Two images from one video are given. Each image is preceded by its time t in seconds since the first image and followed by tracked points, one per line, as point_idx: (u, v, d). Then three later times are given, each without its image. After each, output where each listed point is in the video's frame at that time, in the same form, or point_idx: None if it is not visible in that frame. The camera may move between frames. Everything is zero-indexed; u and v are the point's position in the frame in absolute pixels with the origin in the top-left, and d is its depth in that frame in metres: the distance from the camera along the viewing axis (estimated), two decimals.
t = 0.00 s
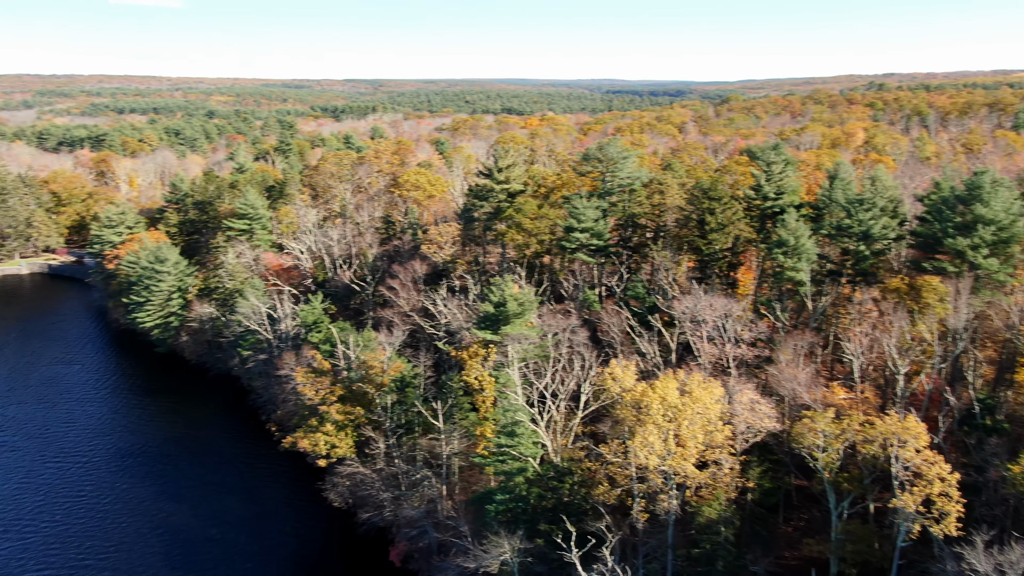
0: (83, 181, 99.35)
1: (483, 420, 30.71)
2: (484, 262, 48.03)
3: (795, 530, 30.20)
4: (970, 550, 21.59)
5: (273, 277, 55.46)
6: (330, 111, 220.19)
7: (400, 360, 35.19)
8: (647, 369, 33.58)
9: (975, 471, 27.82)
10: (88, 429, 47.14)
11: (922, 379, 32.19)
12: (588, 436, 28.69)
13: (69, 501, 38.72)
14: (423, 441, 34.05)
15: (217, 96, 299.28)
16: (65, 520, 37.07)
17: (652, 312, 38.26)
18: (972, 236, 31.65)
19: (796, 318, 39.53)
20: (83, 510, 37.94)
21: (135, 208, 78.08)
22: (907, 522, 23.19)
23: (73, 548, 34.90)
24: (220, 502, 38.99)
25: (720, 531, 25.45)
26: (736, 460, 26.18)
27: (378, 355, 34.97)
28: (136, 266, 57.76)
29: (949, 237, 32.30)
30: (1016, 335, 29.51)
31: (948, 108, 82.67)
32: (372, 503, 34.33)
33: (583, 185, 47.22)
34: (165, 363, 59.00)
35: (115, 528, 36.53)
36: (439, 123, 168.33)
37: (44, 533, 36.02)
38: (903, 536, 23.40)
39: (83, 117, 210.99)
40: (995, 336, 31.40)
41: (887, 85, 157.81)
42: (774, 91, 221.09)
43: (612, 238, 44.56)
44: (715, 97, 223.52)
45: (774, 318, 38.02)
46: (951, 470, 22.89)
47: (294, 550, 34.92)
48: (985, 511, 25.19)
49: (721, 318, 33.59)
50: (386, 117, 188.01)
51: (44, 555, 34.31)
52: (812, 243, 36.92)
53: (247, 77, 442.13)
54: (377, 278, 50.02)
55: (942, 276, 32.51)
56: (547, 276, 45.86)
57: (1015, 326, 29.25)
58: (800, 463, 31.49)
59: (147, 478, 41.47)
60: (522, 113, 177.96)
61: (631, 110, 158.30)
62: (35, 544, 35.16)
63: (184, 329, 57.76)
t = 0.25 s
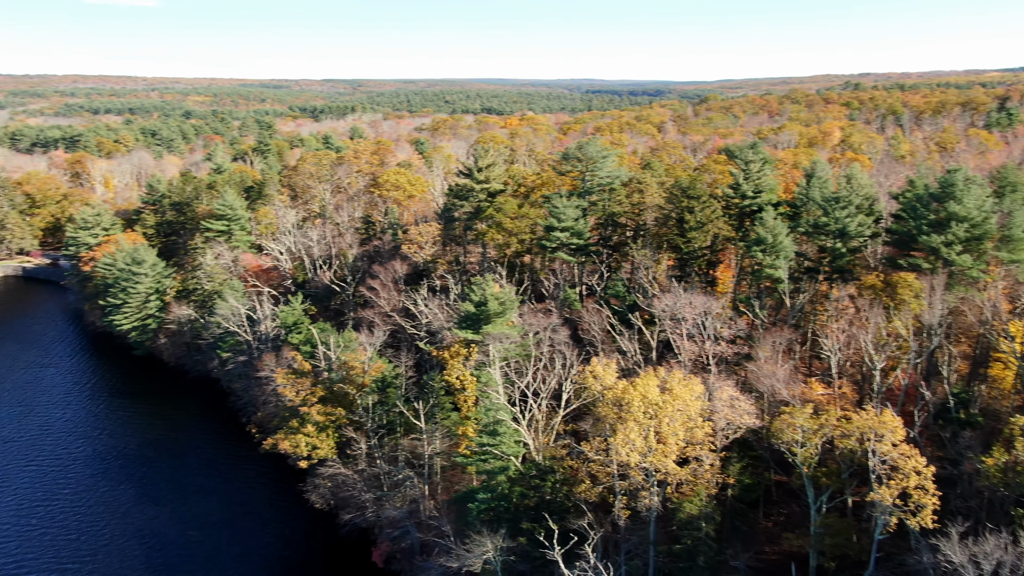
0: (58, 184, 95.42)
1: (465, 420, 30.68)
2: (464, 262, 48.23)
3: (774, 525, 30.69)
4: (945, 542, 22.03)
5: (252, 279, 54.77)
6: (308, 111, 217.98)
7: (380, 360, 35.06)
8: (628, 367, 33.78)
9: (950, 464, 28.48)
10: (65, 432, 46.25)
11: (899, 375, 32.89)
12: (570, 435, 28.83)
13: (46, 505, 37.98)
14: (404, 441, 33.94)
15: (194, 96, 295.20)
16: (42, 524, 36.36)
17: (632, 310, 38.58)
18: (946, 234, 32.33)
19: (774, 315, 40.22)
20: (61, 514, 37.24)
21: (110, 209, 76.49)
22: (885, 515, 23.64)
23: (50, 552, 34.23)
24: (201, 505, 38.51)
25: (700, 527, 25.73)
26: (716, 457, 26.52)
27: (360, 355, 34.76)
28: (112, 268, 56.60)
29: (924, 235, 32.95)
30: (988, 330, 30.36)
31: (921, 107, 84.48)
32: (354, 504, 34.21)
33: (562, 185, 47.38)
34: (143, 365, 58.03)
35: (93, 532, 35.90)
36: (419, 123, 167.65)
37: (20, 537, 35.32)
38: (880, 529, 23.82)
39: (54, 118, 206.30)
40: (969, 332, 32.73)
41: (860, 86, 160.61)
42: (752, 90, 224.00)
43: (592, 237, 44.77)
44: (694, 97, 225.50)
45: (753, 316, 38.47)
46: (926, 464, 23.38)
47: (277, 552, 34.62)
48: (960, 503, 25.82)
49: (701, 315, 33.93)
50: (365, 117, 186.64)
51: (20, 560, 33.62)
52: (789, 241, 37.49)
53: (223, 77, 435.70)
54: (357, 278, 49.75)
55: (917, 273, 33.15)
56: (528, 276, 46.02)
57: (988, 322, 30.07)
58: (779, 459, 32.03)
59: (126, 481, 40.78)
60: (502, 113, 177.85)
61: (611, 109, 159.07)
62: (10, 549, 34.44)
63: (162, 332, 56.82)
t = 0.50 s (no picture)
0: (35, 185, 93.17)
1: (449, 420, 30.69)
2: (447, 262, 48.16)
3: (757, 521, 31.15)
4: (924, 535, 22.38)
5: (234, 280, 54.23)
6: (290, 111, 216.02)
7: (364, 361, 34.93)
8: (611, 365, 33.99)
9: (928, 458, 29.11)
10: (43, 436, 45.45)
11: (878, 371, 33.61)
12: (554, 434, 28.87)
13: (24, 510, 37.33)
14: (389, 441, 33.90)
15: (174, 96, 292.47)
16: (20, 530, 35.72)
17: (615, 309, 38.82)
18: (922, 232, 32.99)
19: (755, 312, 40.75)
20: (39, 519, 36.61)
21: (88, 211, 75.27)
22: (865, 509, 24.03)
23: (28, 557, 33.65)
24: (183, 507, 38.07)
25: (684, 523, 26.01)
26: (699, 454, 26.81)
27: (343, 356, 34.64)
28: (91, 270, 55.72)
29: (902, 233, 33.56)
30: (964, 326, 31.06)
31: (899, 107, 86.15)
32: (339, 505, 34.11)
33: (545, 184, 47.54)
34: (123, 368, 57.21)
35: (73, 537, 35.36)
36: (401, 123, 167.13)
37: None
38: (860, 523, 24.24)
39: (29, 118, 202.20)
40: (947, 328, 33.91)
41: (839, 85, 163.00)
42: (734, 90, 226.68)
43: (575, 236, 44.98)
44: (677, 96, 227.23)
45: (734, 314, 38.92)
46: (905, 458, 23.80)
47: (261, 553, 34.36)
48: (939, 497, 26.35)
49: (683, 313, 34.22)
50: (348, 117, 185.54)
51: None
52: (770, 239, 37.94)
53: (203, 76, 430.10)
54: (340, 279, 49.51)
55: (895, 271, 33.83)
56: (511, 275, 46.11)
57: (965, 318, 30.76)
58: (760, 455, 32.45)
59: (107, 485, 40.17)
60: (486, 113, 177.80)
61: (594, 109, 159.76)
62: None
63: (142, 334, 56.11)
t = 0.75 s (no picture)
0: (9, 187, 91.12)
1: (432, 420, 30.64)
2: (430, 262, 48.04)
3: (739, 517, 31.49)
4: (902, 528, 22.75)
5: (214, 281, 53.58)
6: (270, 112, 213.88)
7: (346, 362, 34.75)
8: (593, 363, 34.18)
9: (906, 453, 29.71)
10: (20, 440, 44.59)
11: (857, 366, 34.27)
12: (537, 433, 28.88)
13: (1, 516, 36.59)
14: (372, 441, 33.74)
15: (151, 96, 288.59)
16: None
17: (597, 307, 39.02)
18: (899, 229, 33.57)
19: (736, 309, 41.23)
20: (16, 525, 35.91)
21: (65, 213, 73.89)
22: (844, 503, 24.39)
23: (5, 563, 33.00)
24: (164, 511, 37.56)
25: (666, 520, 26.26)
26: (681, 451, 27.02)
27: (325, 356, 34.42)
28: (68, 272, 54.70)
29: (879, 230, 34.14)
30: (941, 322, 31.66)
31: (877, 106, 87.72)
32: (322, 507, 33.90)
33: (526, 184, 47.65)
34: (102, 371, 56.29)
35: (51, 541, 34.74)
36: (382, 124, 166.41)
37: None
38: (841, 517, 24.56)
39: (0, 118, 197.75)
40: (924, 325, 34.74)
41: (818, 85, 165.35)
42: (716, 89, 229.50)
43: (557, 235, 45.13)
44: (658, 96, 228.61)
45: (715, 312, 39.31)
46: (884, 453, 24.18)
47: (244, 556, 34.03)
48: (917, 491, 26.87)
49: (664, 312, 34.51)
50: (329, 117, 184.17)
51: None
52: (750, 237, 38.41)
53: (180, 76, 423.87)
54: (322, 280, 49.19)
55: (874, 268, 34.48)
56: (494, 274, 46.14)
57: (941, 314, 31.30)
58: (742, 451, 32.82)
59: (87, 489, 39.51)
60: (469, 113, 177.51)
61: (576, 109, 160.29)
62: None
63: (121, 336, 55.25)
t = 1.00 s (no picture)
0: None
1: (414, 420, 30.60)
2: (410, 262, 47.95)
3: (719, 513, 31.90)
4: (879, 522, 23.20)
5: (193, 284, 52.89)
6: (248, 112, 211.33)
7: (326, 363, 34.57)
8: (574, 362, 34.42)
9: (882, 447, 30.43)
10: None
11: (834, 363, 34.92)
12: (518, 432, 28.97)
13: None
14: (353, 443, 33.62)
15: (127, 96, 283.89)
16: None
17: (578, 306, 39.28)
18: (874, 227, 34.23)
19: (715, 308, 41.81)
20: None
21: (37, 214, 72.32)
22: (823, 498, 24.85)
23: None
24: (144, 515, 37.03)
25: (648, 517, 26.58)
26: (662, 448, 27.31)
27: (305, 358, 34.20)
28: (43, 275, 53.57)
29: (855, 228, 34.81)
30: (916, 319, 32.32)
31: (853, 106, 89.29)
32: (303, 509, 33.72)
33: (507, 184, 47.77)
34: (79, 375, 55.31)
35: (28, 548, 34.07)
36: (362, 123, 165.34)
37: None
38: (819, 512, 25.01)
39: None
40: (899, 321, 35.38)
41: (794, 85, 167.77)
42: (696, 89, 231.52)
43: (537, 235, 45.34)
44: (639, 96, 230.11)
45: (695, 310, 39.77)
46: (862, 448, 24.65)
47: (226, 559, 33.71)
48: (893, 485, 27.47)
49: (644, 310, 34.88)
50: (309, 117, 182.54)
51: None
52: (729, 236, 38.93)
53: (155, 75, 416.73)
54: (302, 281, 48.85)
55: (851, 266, 35.15)
56: (475, 274, 46.16)
57: (916, 310, 31.96)
58: (722, 448, 33.20)
59: (64, 494, 38.84)
60: (450, 113, 177.12)
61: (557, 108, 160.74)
62: None
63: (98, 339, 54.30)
